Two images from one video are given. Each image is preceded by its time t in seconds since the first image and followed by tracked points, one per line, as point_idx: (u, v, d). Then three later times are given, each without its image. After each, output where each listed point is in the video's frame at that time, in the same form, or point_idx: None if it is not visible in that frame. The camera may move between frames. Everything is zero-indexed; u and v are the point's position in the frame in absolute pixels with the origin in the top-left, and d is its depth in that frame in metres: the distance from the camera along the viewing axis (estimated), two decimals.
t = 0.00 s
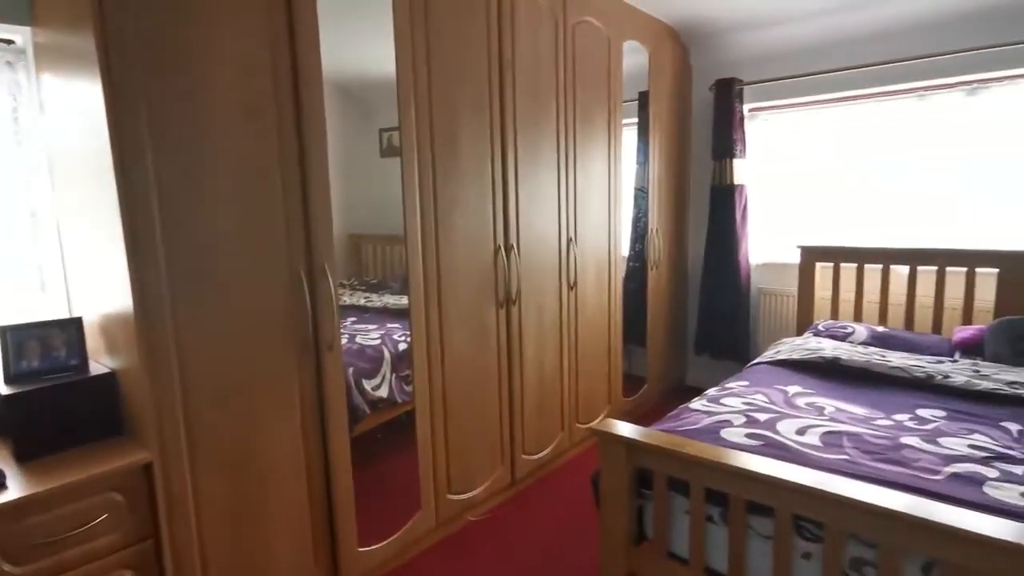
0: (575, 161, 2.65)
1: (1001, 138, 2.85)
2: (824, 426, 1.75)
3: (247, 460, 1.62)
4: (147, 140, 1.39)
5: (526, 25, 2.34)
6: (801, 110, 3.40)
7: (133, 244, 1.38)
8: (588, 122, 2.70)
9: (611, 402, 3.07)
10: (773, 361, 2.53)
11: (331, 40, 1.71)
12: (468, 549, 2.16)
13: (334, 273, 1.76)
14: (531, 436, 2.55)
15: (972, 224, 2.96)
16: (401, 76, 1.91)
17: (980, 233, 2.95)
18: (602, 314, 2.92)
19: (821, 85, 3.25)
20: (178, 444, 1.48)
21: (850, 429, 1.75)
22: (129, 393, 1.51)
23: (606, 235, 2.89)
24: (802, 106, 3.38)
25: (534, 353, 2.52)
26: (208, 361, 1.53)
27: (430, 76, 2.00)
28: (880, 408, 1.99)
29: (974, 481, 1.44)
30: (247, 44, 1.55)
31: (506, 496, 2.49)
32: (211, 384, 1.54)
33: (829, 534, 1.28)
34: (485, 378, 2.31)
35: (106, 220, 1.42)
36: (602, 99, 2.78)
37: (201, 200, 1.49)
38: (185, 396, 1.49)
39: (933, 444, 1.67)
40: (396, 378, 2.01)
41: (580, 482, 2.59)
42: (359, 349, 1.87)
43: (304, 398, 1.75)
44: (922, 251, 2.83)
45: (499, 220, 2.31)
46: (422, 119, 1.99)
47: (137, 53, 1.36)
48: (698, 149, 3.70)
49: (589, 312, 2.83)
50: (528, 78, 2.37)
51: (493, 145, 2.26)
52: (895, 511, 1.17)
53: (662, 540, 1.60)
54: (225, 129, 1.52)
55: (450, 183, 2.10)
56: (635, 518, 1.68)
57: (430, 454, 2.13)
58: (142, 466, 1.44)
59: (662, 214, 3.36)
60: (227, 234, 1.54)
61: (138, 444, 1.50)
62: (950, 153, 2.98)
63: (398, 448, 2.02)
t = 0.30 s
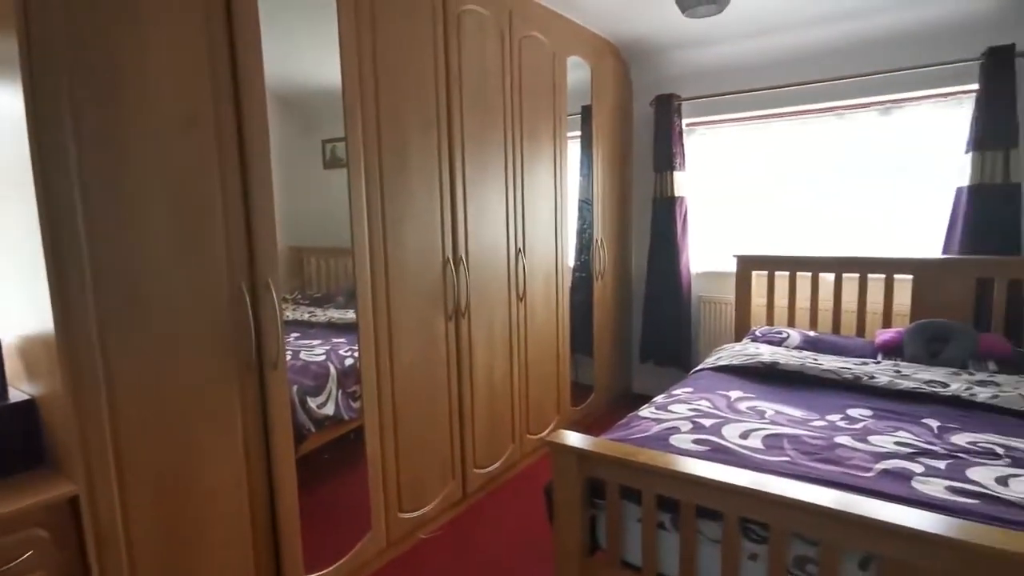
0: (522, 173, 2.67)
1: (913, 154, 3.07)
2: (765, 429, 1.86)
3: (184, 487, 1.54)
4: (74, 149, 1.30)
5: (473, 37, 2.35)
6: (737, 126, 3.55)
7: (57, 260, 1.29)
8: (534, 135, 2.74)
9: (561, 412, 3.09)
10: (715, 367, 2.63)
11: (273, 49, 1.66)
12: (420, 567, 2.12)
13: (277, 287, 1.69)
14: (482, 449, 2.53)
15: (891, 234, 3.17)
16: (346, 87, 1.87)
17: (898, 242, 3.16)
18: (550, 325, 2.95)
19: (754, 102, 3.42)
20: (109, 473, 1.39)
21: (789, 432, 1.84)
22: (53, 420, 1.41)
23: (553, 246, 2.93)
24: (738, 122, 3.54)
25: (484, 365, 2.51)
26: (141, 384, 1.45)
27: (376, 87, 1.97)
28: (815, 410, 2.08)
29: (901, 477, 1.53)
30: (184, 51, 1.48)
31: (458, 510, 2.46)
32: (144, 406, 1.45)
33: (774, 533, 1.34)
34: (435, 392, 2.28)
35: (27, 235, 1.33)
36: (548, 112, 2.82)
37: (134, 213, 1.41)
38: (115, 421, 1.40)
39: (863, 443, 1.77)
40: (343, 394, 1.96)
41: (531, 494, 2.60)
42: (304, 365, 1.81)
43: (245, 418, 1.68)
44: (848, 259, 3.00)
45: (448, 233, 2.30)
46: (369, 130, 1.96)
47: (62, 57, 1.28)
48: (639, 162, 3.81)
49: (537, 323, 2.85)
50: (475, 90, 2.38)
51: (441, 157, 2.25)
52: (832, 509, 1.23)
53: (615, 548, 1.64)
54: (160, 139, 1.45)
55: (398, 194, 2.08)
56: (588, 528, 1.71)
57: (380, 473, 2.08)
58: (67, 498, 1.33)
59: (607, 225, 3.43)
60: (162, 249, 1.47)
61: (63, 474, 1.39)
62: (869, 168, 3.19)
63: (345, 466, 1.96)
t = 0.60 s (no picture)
0: (481, 179, 2.65)
1: (855, 165, 3.22)
2: (725, 433, 1.94)
3: (128, 509, 1.46)
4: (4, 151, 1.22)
5: (432, 42, 2.33)
6: (690, 135, 3.64)
7: None
8: (493, 142, 2.73)
9: (521, 420, 3.08)
10: (673, 372, 2.68)
11: (224, 50, 1.60)
12: None
13: (229, 296, 1.63)
14: (443, 459, 2.49)
15: (835, 241, 3.30)
16: (302, 91, 1.82)
17: (842, 249, 3.29)
18: (510, 332, 2.94)
19: (707, 113, 3.52)
20: (44, 497, 1.30)
21: (747, 437, 1.91)
22: None
23: (513, 253, 2.92)
24: (691, 131, 3.63)
25: (444, 374, 2.48)
26: (80, 400, 1.36)
27: (334, 91, 1.93)
28: (770, 412, 2.16)
29: (853, 478, 1.62)
30: (127, 49, 1.41)
31: (418, 524, 2.41)
32: (83, 425, 1.37)
33: (735, 538, 1.38)
34: (395, 402, 2.23)
35: None
36: (507, 119, 2.82)
37: (71, 220, 1.33)
38: (50, 441, 1.31)
39: (817, 445, 1.85)
40: (299, 406, 1.89)
41: (493, 505, 2.57)
42: (257, 377, 1.75)
43: (195, 435, 1.60)
44: (797, 266, 3.11)
45: (407, 240, 2.26)
46: (326, 135, 1.91)
47: None
48: (596, 170, 3.86)
49: (498, 330, 2.83)
50: (434, 96, 2.36)
51: (401, 162, 2.21)
52: (790, 512, 1.27)
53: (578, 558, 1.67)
54: (101, 141, 1.37)
55: (357, 200, 2.03)
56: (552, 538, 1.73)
57: (338, 488, 2.02)
58: (4, 525, 1.23)
59: (565, 232, 3.45)
60: (104, 258, 1.39)
61: None
62: (814, 178, 3.32)
63: (302, 482, 1.90)
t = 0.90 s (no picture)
0: (432, 183, 2.62)
1: (791, 173, 3.37)
2: (676, 435, 2.03)
3: (57, 534, 1.35)
4: None
5: (381, 42, 2.28)
6: (637, 141, 3.72)
7: None
8: (443, 144, 2.69)
9: (474, 425, 3.06)
10: (624, 375, 2.74)
11: (161, 41, 1.51)
12: None
13: (168, 302, 1.53)
14: (396, 468, 2.44)
15: (773, 245, 3.44)
16: (246, 87, 1.74)
17: (780, 254, 3.44)
18: (462, 336, 2.90)
19: (653, 120, 3.61)
20: None
21: (698, 436, 2.03)
22: None
23: (464, 257, 2.90)
24: (638, 138, 3.71)
25: (396, 381, 2.43)
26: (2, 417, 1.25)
27: (280, 88, 1.85)
28: (717, 413, 2.28)
29: (800, 475, 1.74)
30: (53, 38, 1.30)
31: (371, 534, 2.35)
32: (6, 444, 1.26)
33: (692, 539, 1.48)
34: (346, 411, 2.17)
35: None
36: (457, 121, 2.79)
37: None
38: None
39: (764, 443, 1.98)
40: (243, 416, 1.80)
41: (448, 512, 2.54)
42: (197, 387, 1.65)
43: (131, 451, 1.50)
44: (739, 269, 3.22)
45: (358, 244, 2.20)
46: (272, 134, 1.84)
47: None
48: (545, 174, 3.88)
49: (449, 335, 2.80)
50: (384, 96, 2.30)
51: (350, 164, 2.16)
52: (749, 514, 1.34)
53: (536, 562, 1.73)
54: (24, 137, 1.26)
55: (305, 202, 1.96)
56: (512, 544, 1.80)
57: (287, 502, 1.94)
58: None
59: (515, 236, 3.45)
60: (28, 263, 1.28)
61: None
62: (754, 185, 3.46)
63: (250, 496, 1.81)
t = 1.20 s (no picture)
0: (385, 183, 2.58)
1: (733, 177, 3.51)
2: (630, 432, 2.15)
3: None
4: None
5: (333, 38, 2.23)
6: (587, 142, 3.78)
7: None
8: (396, 144, 2.66)
9: (428, 428, 3.04)
10: (577, 374, 2.79)
11: (99, 32, 1.43)
12: None
13: (108, 309, 1.45)
14: (350, 474, 2.40)
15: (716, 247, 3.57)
16: (192, 81, 1.67)
17: (723, 255, 3.58)
18: (415, 339, 2.88)
19: (602, 123, 3.68)
20: None
21: (652, 433, 2.14)
22: None
23: (417, 258, 2.87)
24: (587, 140, 3.78)
25: (350, 385, 2.38)
26: None
27: (227, 83, 1.78)
28: (668, 409, 2.39)
29: (749, 468, 1.88)
30: None
31: (325, 543, 2.30)
32: None
33: (651, 533, 1.57)
34: (299, 417, 2.11)
35: None
36: (410, 120, 2.77)
37: None
38: None
39: (714, 438, 2.12)
40: (186, 424, 1.72)
41: (405, 517, 2.52)
42: (136, 396, 1.56)
43: (68, 464, 1.41)
44: (685, 270, 3.33)
45: (310, 246, 2.15)
46: (219, 132, 1.76)
47: None
48: (496, 175, 3.90)
49: (403, 337, 2.77)
50: (336, 94, 2.26)
51: (302, 163, 2.10)
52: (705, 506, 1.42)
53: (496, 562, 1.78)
54: None
55: (255, 202, 1.90)
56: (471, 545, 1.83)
57: (238, 513, 1.88)
58: None
59: (467, 237, 3.43)
60: None
61: None
62: (698, 188, 3.57)
63: (197, 509, 1.74)
